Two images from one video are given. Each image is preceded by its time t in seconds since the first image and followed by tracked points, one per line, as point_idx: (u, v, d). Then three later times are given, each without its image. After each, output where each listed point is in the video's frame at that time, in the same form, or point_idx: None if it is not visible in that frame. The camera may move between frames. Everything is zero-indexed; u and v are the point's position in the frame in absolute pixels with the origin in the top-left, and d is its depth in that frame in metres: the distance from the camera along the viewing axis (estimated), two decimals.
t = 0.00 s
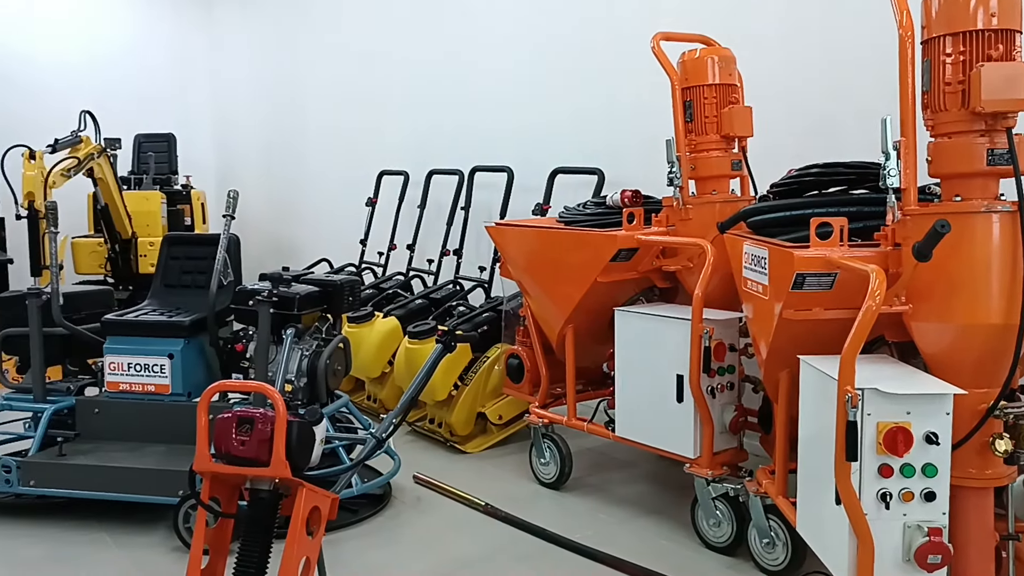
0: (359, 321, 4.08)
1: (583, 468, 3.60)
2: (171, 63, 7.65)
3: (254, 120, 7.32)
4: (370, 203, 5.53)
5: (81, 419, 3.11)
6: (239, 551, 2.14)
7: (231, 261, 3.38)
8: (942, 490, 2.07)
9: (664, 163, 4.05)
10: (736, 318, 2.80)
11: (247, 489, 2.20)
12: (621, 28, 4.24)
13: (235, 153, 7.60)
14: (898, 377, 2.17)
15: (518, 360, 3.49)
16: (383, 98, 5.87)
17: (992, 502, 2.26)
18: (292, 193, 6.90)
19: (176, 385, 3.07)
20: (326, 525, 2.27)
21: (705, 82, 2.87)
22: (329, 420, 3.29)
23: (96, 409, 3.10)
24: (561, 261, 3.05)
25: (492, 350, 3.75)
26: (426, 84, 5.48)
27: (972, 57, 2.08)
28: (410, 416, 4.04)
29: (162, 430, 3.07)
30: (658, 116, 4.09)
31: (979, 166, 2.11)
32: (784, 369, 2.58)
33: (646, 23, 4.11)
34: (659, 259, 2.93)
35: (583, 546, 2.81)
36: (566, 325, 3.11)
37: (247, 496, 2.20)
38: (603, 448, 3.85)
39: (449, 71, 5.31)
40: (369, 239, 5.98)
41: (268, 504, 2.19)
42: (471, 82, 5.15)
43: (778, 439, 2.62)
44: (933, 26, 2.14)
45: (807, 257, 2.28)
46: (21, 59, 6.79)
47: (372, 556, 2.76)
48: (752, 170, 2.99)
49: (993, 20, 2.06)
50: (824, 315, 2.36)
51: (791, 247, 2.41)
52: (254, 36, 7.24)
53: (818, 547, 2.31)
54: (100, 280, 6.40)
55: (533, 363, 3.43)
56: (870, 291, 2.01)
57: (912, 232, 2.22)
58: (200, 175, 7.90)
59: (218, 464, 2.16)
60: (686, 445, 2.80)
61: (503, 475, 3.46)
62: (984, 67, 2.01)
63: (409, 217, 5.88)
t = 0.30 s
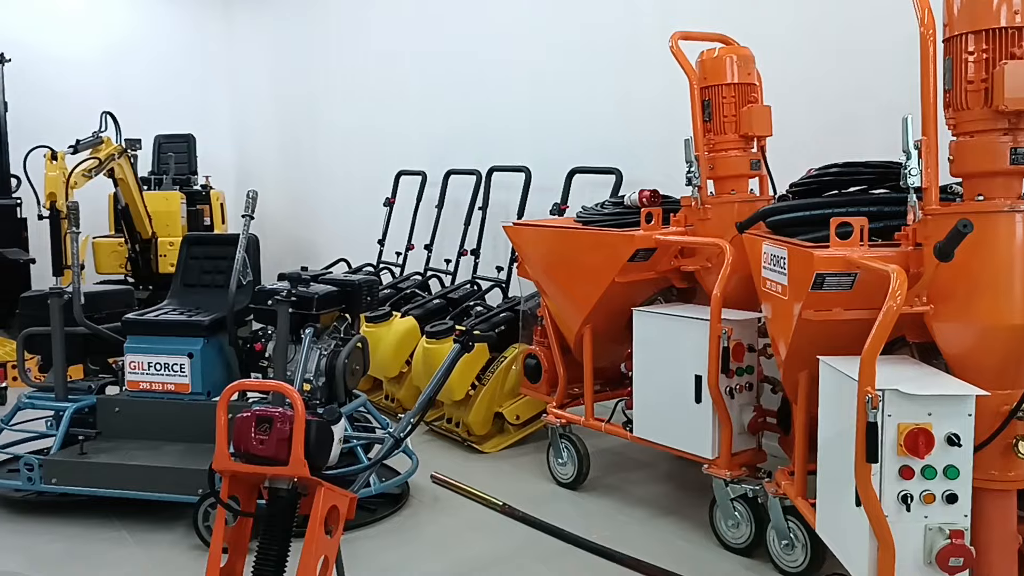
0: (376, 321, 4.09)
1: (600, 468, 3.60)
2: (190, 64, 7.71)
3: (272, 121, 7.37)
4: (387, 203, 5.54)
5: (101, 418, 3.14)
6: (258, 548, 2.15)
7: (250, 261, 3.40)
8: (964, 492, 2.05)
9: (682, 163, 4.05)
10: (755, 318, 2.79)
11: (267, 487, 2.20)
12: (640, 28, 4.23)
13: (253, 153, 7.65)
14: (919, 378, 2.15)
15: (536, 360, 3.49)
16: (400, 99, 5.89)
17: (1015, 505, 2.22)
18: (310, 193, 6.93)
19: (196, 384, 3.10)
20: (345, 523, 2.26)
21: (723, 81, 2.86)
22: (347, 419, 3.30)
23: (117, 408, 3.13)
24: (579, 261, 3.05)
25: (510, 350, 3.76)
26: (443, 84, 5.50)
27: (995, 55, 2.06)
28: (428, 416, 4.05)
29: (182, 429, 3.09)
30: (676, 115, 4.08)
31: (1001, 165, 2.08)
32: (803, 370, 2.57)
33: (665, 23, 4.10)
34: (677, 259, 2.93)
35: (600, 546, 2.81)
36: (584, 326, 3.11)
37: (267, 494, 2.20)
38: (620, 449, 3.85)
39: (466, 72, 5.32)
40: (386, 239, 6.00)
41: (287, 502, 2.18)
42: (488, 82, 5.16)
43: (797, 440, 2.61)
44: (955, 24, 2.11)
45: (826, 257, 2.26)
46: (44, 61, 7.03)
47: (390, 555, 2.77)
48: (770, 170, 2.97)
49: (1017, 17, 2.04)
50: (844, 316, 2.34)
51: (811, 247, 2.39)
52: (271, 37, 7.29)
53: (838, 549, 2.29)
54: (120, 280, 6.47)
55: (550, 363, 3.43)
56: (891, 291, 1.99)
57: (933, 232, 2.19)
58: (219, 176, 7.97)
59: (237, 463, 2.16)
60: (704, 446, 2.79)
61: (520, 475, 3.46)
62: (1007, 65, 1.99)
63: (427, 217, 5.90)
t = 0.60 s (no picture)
0: (393, 321, 4.09)
1: (617, 468, 3.60)
2: (208, 65, 7.76)
3: (289, 121, 7.40)
4: (404, 203, 5.56)
5: (121, 416, 3.17)
6: (275, 547, 2.16)
7: (268, 261, 3.42)
8: (985, 494, 2.03)
9: (700, 163, 4.04)
10: (773, 319, 2.78)
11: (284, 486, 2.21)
12: (658, 27, 4.22)
13: (270, 153, 7.70)
14: (938, 379, 2.13)
15: (552, 360, 3.49)
16: (416, 99, 5.91)
17: None
18: (328, 193, 6.95)
19: (213, 384, 3.12)
20: (361, 523, 2.27)
21: (741, 81, 2.85)
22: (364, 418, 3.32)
23: (136, 408, 3.15)
24: (595, 262, 3.05)
25: (526, 350, 3.76)
26: (460, 85, 5.51)
27: (1017, 53, 2.03)
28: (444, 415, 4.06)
29: (200, 429, 3.11)
30: (694, 115, 4.08)
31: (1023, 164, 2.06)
32: (821, 370, 2.55)
33: (684, 22, 4.09)
34: (694, 259, 2.93)
35: (616, 547, 2.81)
36: (600, 326, 3.11)
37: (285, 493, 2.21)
38: (636, 449, 3.84)
39: (482, 72, 5.33)
40: (403, 239, 6.03)
41: (304, 501, 2.19)
42: (505, 82, 5.17)
43: (815, 441, 2.60)
44: (975, 22, 2.09)
45: (845, 257, 2.25)
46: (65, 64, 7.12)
47: (408, 555, 2.78)
48: (788, 170, 2.96)
49: None
50: (863, 316, 2.33)
51: (829, 247, 2.37)
52: (288, 38, 7.33)
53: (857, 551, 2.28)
54: (139, 280, 6.53)
55: (566, 363, 3.43)
56: (910, 291, 1.98)
57: (953, 232, 2.17)
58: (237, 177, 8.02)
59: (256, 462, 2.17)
60: (721, 447, 2.78)
61: (536, 475, 3.47)
62: None
63: (443, 217, 5.91)
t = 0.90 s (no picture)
0: (408, 321, 4.10)
1: (632, 469, 3.59)
2: (223, 66, 7.81)
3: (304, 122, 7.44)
4: (420, 203, 5.57)
5: (138, 415, 3.19)
6: (290, 546, 2.16)
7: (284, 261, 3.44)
8: (1003, 496, 2.01)
9: (716, 162, 4.03)
10: (788, 319, 2.77)
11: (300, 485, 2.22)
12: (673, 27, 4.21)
13: (285, 154, 7.73)
14: (956, 380, 2.12)
15: (566, 360, 3.48)
16: (431, 100, 5.93)
17: None
18: (343, 193, 6.98)
19: (230, 383, 3.14)
20: (376, 522, 2.27)
21: (756, 80, 2.84)
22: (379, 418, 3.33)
23: (153, 407, 3.18)
24: (609, 262, 3.04)
25: (541, 350, 3.76)
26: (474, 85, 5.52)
27: None
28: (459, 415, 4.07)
29: (216, 428, 3.13)
30: (709, 115, 4.07)
31: None
32: (837, 371, 2.53)
33: (700, 22, 4.08)
34: (709, 259, 2.92)
35: (631, 547, 2.80)
36: (615, 326, 3.11)
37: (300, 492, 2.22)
38: (651, 449, 3.84)
39: (497, 72, 5.34)
40: (417, 239, 6.04)
41: (320, 501, 2.19)
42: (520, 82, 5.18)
43: (831, 442, 2.58)
44: (994, 19, 2.06)
45: (861, 257, 2.22)
46: (82, 66, 7.19)
47: (423, 554, 2.78)
48: (804, 169, 2.95)
49: None
50: (879, 316, 2.32)
51: (845, 247, 2.35)
52: (303, 39, 7.35)
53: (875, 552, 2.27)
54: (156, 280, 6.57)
55: (581, 363, 3.43)
56: (927, 291, 1.96)
57: (971, 231, 2.15)
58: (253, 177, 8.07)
59: (271, 462, 2.17)
60: (737, 447, 2.78)
61: (550, 475, 3.47)
62: None
63: (458, 217, 5.92)
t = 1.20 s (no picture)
0: (421, 321, 4.12)
1: (644, 469, 3.59)
2: (237, 68, 7.87)
3: (316, 123, 7.48)
4: (432, 203, 5.58)
5: (153, 415, 3.22)
6: (303, 544, 2.16)
7: (297, 260, 3.45)
8: (1018, 496, 2.00)
9: (728, 162, 4.03)
10: (801, 318, 2.76)
11: (313, 484, 2.21)
12: (685, 27, 4.22)
13: (298, 155, 7.78)
14: (970, 380, 2.11)
15: (578, 360, 3.49)
16: (443, 100, 5.95)
17: None
18: (356, 193, 7.00)
19: (243, 383, 3.15)
20: (389, 521, 2.27)
21: (768, 79, 2.84)
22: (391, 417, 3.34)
23: (167, 406, 3.21)
24: (621, 261, 3.04)
25: (553, 350, 3.77)
26: (486, 86, 5.54)
27: None
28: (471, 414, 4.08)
29: (229, 427, 3.15)
30: (722, 114, 4.07)
31: None
32: (850, 371, 2.52)
33: (712, 22, 4.08)
34: (721, 259, 2.92)
35: (643, 547, 2.80)
36: (627, 326, 3.11)
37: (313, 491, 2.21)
38: (663, 449, 3.83)
39: (509, 73, 5.35)
40: (430, 240, 6.06)
41: (332, 499, 2.19)
42: (531, 83, 5.19)
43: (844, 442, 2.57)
44: (1009, 17, 2.05)
45: (874, 256, 2.22)
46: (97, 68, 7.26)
47: (436, 553, 2.79)
48: (816, 168, 2.95)
49: None
50: (892, 316, 2.31)
51: (857, 246, 2.34)
52: (316, 41, 7.40)
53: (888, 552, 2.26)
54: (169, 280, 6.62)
55: (592, 363, 3.43)
56: (940, 291, 1.95)
57: (985, 230, 2.14)
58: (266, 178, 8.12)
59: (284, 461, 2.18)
60: (749, 447, 2.77)
61: (562, 475, 3.47)
62: None
63: (470, 217, 5.94)
